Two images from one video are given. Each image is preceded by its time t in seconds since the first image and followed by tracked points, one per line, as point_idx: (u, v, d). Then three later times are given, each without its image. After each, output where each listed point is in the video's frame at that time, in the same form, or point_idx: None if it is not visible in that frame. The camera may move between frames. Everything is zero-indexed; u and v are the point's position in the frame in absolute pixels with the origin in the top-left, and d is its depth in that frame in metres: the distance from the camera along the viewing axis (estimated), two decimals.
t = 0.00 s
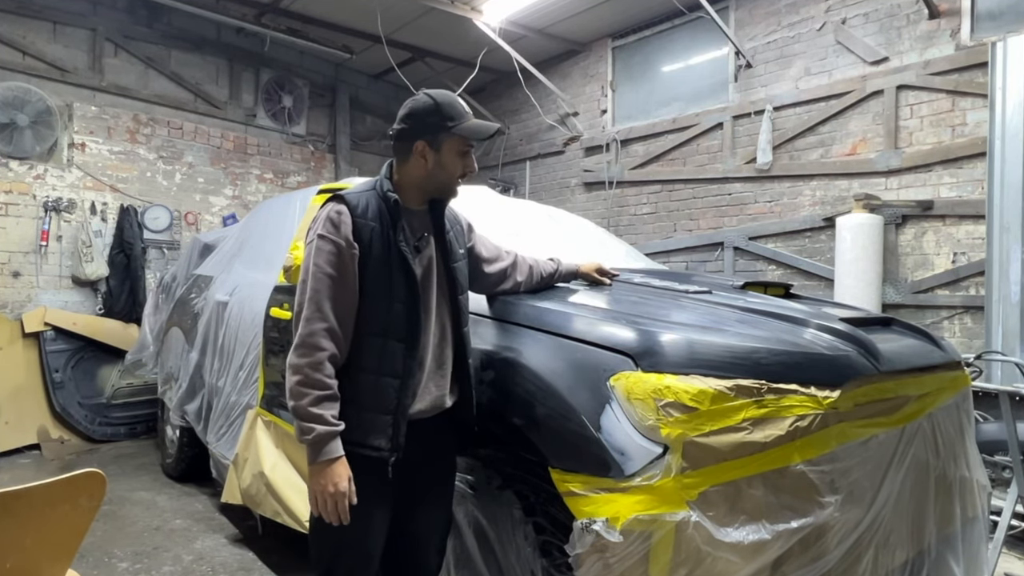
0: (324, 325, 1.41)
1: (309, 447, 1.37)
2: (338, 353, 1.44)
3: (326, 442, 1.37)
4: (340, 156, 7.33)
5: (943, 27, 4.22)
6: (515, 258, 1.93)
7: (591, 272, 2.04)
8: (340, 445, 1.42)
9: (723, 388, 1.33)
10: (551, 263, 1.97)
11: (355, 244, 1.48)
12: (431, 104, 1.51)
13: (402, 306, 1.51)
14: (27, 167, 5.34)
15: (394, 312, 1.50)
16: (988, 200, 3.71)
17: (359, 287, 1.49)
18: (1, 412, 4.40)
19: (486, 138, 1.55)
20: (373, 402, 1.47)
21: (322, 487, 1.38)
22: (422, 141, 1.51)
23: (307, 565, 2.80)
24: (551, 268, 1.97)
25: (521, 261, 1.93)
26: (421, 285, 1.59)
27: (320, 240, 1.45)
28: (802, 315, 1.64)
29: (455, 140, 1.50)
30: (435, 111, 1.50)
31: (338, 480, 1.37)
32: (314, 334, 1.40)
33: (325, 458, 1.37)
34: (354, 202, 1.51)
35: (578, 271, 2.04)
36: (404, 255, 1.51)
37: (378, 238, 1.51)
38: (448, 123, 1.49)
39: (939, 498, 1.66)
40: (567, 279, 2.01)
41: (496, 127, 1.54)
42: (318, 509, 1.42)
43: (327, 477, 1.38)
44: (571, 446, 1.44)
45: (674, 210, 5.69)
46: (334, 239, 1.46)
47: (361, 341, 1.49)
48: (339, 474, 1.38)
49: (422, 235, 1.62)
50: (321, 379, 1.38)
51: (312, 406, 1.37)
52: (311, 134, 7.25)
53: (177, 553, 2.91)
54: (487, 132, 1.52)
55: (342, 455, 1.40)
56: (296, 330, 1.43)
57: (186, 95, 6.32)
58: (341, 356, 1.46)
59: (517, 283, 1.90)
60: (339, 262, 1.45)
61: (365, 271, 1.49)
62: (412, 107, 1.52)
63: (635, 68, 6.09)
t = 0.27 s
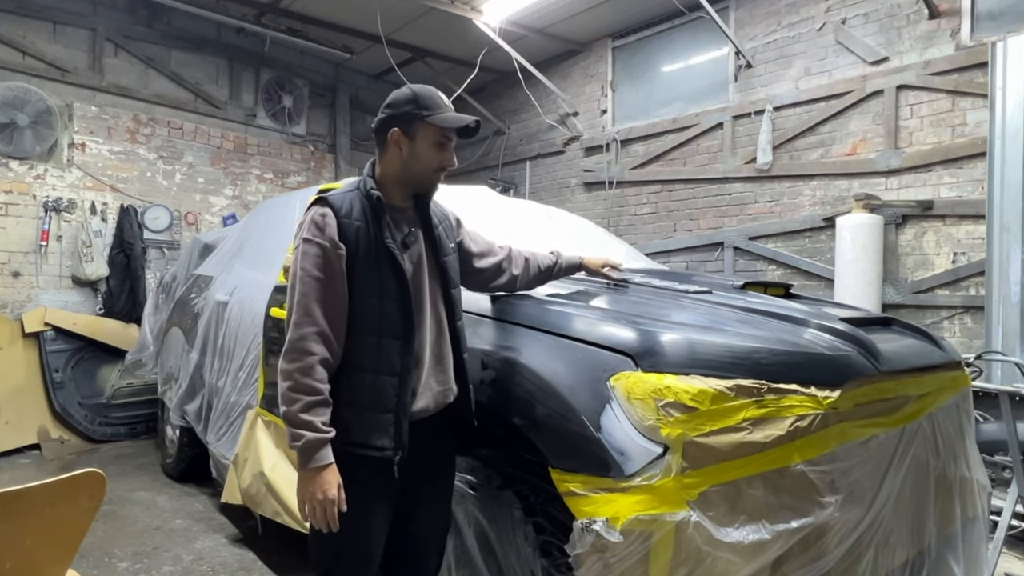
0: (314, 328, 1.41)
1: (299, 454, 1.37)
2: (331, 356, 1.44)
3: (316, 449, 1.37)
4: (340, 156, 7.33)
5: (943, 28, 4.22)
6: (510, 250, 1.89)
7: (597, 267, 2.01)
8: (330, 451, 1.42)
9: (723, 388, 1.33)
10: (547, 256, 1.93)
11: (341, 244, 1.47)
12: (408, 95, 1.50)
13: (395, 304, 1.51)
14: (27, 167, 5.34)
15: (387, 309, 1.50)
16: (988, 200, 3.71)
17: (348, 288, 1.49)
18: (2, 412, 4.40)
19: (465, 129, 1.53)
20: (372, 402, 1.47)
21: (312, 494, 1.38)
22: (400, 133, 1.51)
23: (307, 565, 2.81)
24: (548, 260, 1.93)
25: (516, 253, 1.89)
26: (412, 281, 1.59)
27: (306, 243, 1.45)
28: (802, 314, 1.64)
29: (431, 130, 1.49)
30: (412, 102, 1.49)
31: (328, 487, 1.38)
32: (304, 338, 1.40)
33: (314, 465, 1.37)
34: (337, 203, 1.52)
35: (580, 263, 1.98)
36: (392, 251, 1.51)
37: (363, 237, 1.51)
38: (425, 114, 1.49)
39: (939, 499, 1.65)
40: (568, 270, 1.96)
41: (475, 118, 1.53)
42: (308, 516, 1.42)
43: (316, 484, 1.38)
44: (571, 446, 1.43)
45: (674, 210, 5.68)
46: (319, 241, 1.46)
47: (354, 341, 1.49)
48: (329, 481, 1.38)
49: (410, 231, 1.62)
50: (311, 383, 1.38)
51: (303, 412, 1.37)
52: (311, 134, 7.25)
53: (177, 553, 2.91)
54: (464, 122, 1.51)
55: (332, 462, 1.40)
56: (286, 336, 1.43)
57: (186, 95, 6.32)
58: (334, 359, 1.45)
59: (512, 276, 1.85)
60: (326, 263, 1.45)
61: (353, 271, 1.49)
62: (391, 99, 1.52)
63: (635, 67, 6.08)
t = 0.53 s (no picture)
0: (306, 326, 1.41)
1: (293, 449, 1.37)
2: (324, 354, 1.44)
3: (309, 444, 1.36)
4: (340, 156, 7.33)
5: (943, 28, 4.22)
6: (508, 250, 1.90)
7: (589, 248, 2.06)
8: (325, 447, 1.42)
9: (723, 388, 1.33)
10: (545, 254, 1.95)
11: (335, 243, 1.47)
12: (407, 96, 1.50)
13: (389, 303, 1.50)
14: (27, 167, 5.34)
15: (382, 309, 1.50)
16: (988, 200, 3.71)
17: (343, 287, 1.49)
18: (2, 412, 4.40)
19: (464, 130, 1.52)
20: (365, 401, 1.47)
21: (305, 490, 1.37)
22: (398, 133, 1.51)
23: (307, 565, 2.81)
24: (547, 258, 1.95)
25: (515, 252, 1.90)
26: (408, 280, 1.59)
27: (301, 242, 1.45)
28: (802, 314, 1.64)
29: (430, 131, 1.49)
30: (411, 103, 1.49)
31: (322, 482, 1.37)
32: (296, 336, 1.41)
33: (307, 460, 1.37)
34: (334, 202, 1.52)
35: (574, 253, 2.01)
36: (386, 250, 1.50)
37: (358, 236, 1.50)
38: (424, 115, 1.49)
39: (938, 499, 1.66)
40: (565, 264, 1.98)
41: (474, 119, 1.52)
42: (305, 514, 1.41)
43: (310, 479, 1.38)
44: (571, 446, 1.43)
45: (674, 210, 5.68)
46: (314, 240, 1.47)
47: (348, 339, 1.49)
48: (323, 475, 1.37)
49: (407, 230, 1.61)
50: (303, 380, 1.39)
51: (295, 407, 1.37)
52: (311, 134, 7.26)
53: (178, 553, 2.91)
54: (463, 123, 1.51)
55: (327, 457, 1.39)
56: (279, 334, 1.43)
57: (186, 95, 6.32)
58: (327, 357, 1.46)
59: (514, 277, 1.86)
60: (320, 262, 1.45)
61: (348, 269, 1.49)
62: (389, 100, 1.52)
63: (635, 67, 6.08)
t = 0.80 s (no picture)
0: (312, 319, 1.42)
1: (287, 440, 1.38)
2: (326, 349, 1.45)
3: (303, 437, 1.37)
4: (340, 156, 7.33)
5: (943, 28, 4.22)
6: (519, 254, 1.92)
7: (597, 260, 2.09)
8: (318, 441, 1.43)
9: (723, 388, 1.33)
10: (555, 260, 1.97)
11: (348, 240, 1.48)
12: (426, 100, 1.51)
13: (394, 303, 1.50)
14: (27, 167, 5.34)
15: (386, 307, 1.50)
16: (987, 200, 3.71)
17: (351, 283, 1.50)
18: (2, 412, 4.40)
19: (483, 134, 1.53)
20: (363, 398, 1.47)
21: (295, 483, 1.38)
22: (417, 136, 1.51)
23: (307, 565, 2.81)
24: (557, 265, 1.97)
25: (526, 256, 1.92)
26: (416, 282, 1.59)
27: (315, 235, 1.46)
28: (802, 314, 1.64)
29: (448, 135, 1.50)
30: (430, 106, 1.50)
31: (311, 476, 1.38)
32: (301, 328, 1.41)
33: (300, 453, 1.37)
34: (349, 199, 1.53)
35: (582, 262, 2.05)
36: (397, 251, 1.51)
37: (372, 234, 1.52)
38: (443, 118, 1.49)
39: (938, 498, 1.65)
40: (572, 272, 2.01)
41: (492, 123, 1.52)
42: (290, 503, 1.43)
43: (300, 472, 1.38)
44: (571, 446, 1.43)
45: (674, 210, 5.68)
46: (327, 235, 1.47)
47: (352, 336, 1.49)
48: (313, 470, 1.38)
49: (419, 233, 1.61)
50: (304, 372, 1.40)
51: (292, 399, 1.38)
52: (311, 134, 7.25)
53: (178, 553, 2.91)
54: (481, 127, 1.51)
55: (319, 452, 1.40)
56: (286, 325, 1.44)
57: (187, 95, 6.32)
58: (330, 350, 1.46)
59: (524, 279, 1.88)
60: (331, 257, 1.45)
61: (357, 266, 1.50)
62: (408, 102, 1.53)
63: (635, 67, 6.09)
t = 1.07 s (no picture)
0: (321, 316, 1.41)
1: (295, 434, 1.37)
2: (333, 346, 1.44)
3: (312, 430, 1.36)
4: (340, 156, 7.33)
5: (943, 28, 4.22)
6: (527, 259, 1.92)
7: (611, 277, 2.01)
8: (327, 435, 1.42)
9: (723, 388, 1.33)
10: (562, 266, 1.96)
11: (358, 239, 1.48)
12: (442, 104, 1.51)
13: (400, 304, 1.51)
14: (27, 167, 5.34)
15: (392, 308, 1.50)
16: (987, 200, 3.71)
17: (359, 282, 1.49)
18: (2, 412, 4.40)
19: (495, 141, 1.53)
20: (366, 396, 1.48)
21: (304, 475, 1.37)
22: (431, 139, 1.52)
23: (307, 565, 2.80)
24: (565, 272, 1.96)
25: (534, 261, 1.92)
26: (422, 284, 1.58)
27: (326, 233, 1.46)
28: (802, 314, 1.64)
29: (462, 140, 1.50)
30: (445, 111, 1.50)
31: (321, 469, 1.36)
32: (310, 324, 1.40)
33: (310, 446, 1.36)
34: (361, 198, 1.53)
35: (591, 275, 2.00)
36: (405, 255, 1.52)
37: (382, 235, 1.51)
38: (457, 123, 1.49)
39: (938, 498, 1.65)
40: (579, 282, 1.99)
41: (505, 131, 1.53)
42: (300, 497, 1.41)
43: (310, 465, 1.37)
44: (571, 446, 1.43)
45: (674, 210, 5.68)
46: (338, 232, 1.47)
47: (357, 335, 1.49)
48: (322, 463, 1.37)
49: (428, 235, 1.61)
50: (312, 367, 1.38)
51: (301, 393, 1.37)
52: (311, 134, 7.25)
53: (177, 553, 2.91)
54: (494, 134, 1.51)
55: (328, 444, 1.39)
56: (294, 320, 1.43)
57: (186, 95, 6.32)
58: (337, 348, 1.46)
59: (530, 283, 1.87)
60: (342, 256, 1.45)
61: (366, 266, 1.50)
62: (424, 106, 1.53)
63: (635, 67, 6.09)
